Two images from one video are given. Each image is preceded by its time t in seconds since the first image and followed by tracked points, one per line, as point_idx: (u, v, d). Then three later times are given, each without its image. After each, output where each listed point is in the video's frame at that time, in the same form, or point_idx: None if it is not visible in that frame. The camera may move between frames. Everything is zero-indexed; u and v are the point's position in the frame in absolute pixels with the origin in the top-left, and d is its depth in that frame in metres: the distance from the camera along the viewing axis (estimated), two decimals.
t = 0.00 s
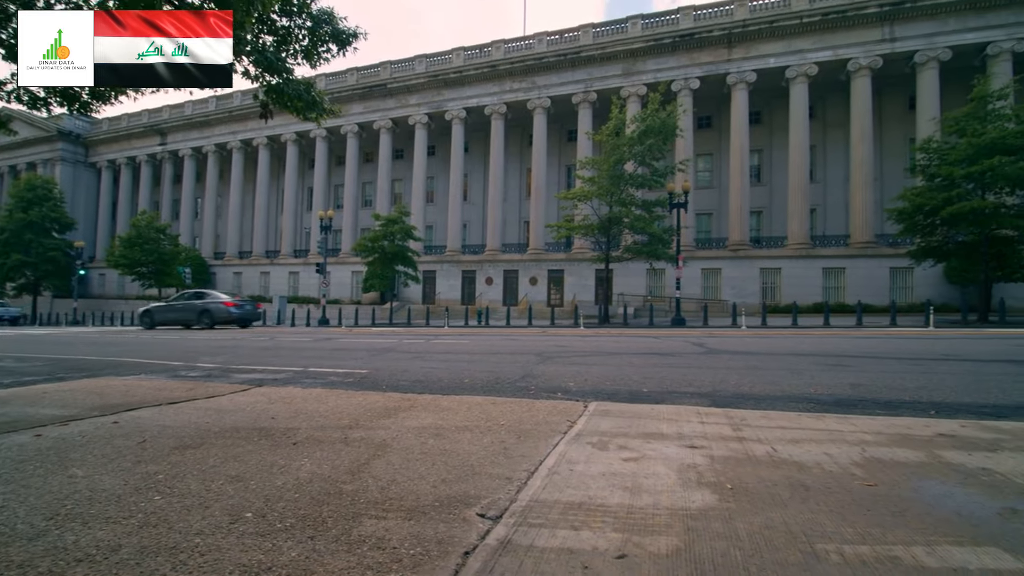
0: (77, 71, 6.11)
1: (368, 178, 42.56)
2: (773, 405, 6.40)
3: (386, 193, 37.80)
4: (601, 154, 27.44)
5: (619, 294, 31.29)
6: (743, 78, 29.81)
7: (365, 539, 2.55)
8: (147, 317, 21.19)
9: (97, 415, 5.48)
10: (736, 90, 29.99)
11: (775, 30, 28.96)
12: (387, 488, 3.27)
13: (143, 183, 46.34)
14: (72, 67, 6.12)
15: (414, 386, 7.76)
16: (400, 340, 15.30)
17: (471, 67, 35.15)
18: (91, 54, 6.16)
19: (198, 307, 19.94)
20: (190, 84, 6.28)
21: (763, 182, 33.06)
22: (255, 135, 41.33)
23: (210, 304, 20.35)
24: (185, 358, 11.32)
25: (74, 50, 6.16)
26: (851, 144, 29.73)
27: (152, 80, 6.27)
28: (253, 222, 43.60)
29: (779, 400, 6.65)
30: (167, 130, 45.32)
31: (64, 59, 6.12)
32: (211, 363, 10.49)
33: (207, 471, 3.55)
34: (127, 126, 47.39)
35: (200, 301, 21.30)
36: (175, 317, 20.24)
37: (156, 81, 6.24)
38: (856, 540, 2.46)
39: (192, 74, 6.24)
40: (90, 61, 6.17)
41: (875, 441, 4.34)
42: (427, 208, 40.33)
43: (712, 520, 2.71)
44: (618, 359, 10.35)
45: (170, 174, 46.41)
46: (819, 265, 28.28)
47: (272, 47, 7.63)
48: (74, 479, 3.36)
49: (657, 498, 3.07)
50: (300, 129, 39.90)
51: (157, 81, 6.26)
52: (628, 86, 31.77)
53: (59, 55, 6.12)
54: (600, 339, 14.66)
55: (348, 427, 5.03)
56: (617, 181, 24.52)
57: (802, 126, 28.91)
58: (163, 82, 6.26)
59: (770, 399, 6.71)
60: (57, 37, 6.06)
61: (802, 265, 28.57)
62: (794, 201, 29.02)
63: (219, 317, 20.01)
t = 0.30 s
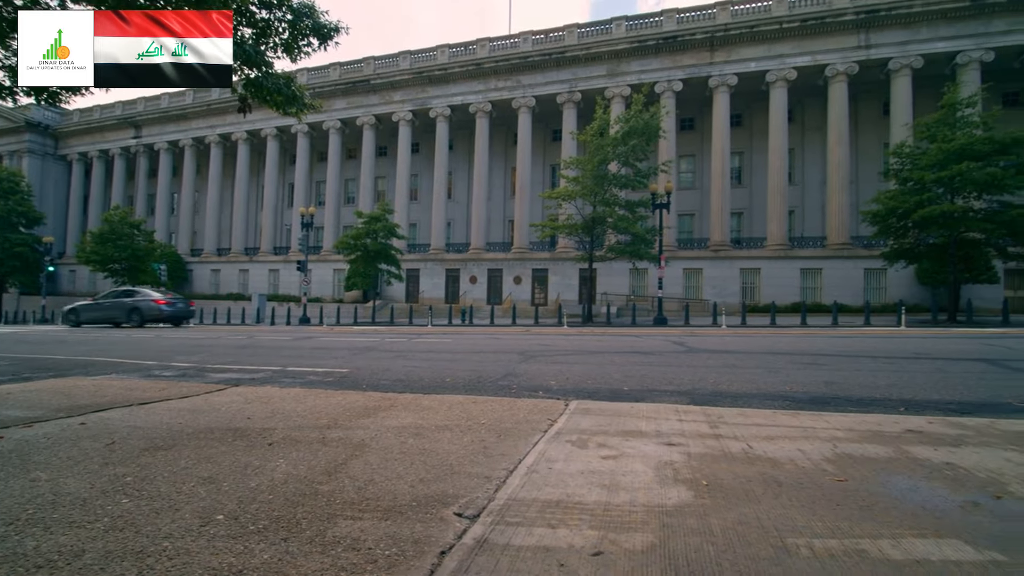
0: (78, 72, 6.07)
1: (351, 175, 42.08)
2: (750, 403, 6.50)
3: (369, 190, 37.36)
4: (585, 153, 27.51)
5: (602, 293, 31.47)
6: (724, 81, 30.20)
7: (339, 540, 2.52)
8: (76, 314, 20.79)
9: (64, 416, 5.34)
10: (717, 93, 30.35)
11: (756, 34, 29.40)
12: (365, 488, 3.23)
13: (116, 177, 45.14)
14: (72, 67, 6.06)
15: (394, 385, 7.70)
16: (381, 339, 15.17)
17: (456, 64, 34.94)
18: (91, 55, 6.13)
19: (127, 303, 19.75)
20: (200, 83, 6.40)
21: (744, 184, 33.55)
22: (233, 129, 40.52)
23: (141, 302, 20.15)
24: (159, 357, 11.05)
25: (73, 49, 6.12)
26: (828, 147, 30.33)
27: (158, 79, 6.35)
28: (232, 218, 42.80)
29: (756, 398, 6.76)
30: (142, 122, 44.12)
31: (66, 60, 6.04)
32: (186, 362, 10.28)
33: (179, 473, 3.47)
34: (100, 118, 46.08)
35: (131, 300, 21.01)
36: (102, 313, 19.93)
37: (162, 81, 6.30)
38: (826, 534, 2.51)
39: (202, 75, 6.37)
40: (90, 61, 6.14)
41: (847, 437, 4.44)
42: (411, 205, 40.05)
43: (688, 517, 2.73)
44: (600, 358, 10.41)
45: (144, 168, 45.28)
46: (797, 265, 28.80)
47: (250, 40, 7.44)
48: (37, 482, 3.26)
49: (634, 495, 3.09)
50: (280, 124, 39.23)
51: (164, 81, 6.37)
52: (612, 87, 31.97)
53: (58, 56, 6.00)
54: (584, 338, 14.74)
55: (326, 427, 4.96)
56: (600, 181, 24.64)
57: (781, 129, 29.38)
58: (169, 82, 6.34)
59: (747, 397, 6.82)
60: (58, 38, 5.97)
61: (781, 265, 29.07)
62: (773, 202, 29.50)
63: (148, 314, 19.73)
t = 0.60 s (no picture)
0: (78, 72, 5.94)
1: (332, 173, 41.55)
2: (726, 401, 6.61)
3: (351, 187, 36.89)
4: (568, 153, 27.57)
5: (585, 293, 31.60)
6: (705, 84, 30.56)
7: (312, 543, 2.48)
8: None
9: (27, 419, 5.16)
10: (699, 95, 30.70)
11: (735, 39, 29.85)
12: (340, 491, 3.19)
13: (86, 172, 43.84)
14: (72, 67, 5.95)
15: (374, 385, 7.63)
16: (362, 338, 15.02)
17: (439, 62, 34.72)
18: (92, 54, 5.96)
19: (48, 303, 19.29)
20: (206, 83, 6.25)
21: (724, 186, 34.02)
22: (211, 124, 39.66)
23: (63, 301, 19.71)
24: (131, 358, 10.76)
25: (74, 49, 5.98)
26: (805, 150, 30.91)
27: (167, 80, 6.25)
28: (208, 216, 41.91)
29: (733, 396, 6.86)
30: (114, 116, 42.89)
31: (65, 60, 5.94)
32: (159, 363, 10.04)
33: (147, 477, 3.38)
34: (69, 110, 44.67)
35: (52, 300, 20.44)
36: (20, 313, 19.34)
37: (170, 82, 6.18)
38: (795, 529, 2.55)
39: (208, 73, 6.20)
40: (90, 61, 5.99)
41: (819, 433, 4.53)
42: (394, 204, 39.71)
43: (662, 514, 2.76)
44: (581, 357, 10.46)
45: (116, 163, 44.08)
46: (775, 266, 29.31)
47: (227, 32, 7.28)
48: None
49: (611, 493, 3.11)
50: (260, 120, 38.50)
51: (173, 81, 6.27)
52: (596, 87, 32.12)
53: (59, 56, 5.95)
54: (566, 337, 14.80)
55: (302, 428, 4.89)
56: (583, 181, 24.72)
57: (760, 132, 29.84)
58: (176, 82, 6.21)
59: (724, 395, 6.91)
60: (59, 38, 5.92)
61: (759, 265, 29.55)
62: (752, 203, 29.96)
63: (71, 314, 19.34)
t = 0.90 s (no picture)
0: (78, 72, 5.92)
1: (311, 171, 40.96)
2: (703, 400, 6.69)
3: (331, 186, 36.40)
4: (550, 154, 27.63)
5: (567, 293, 31.75)
6: (685, 88, 30.97)
7: (282, 550, 2.43)
8: None
9: None
10: (679, 99, 31.12)
11: (714, 44, 30.32)
12: (313, 495, 3.14)
13: (53, 168, 42.45)
14: (72, 67, 5.93)
15: (352, 387, 7.53)
16: (342, 340, 14.84)
17: (422, 61, 34.51)
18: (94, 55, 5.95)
19: None
20: (212, 82, 6.19)
21: (703, 188, 34.50)
22: (186, 120, 38.75)
23: None
24: (99, 361, 10.44)
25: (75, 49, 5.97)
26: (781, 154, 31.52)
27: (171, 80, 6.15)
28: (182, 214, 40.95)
29: (709, 395, 6.96)
30: (83, 110, 41.60)
31: (65, 60, 5.93)
32: (129, 366, 9.76)
33: (111, 484, 3.28)
34: (35, 104, 43.21)
35: None
36: None
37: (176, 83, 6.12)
38: (764, 525, 2.59)
39: (215, 72, 6.17)
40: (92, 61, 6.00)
41: (791, 432, 4.62)
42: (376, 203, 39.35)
43: (637, 513, 2.78)
44: (561, 357, 10.50)
45: (85, 159, 42.80)
46: (752, 267, 29.83)
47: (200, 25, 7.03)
48: None
49: (587, 493, 3.12)
50: (237, 117, 37.75)
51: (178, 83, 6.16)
52: (578, 89, 32.28)
53: (59, 55, 5.95)
54: (548, 337, 14.84)
55: (276, 431, 4.80)
56: (565, 182, 24.80)
57: (738, 136, 30.37)
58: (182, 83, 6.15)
59: (701, 394, 7.01)
60: (58, 37, 5.92)
61: (738, 266, 30.03)
62: (731, 205, 30.43)
63: None
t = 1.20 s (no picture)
0: (78, 73, 5.65)
1: (286, 171, 40.23)
2: (677, 401, 6.77)
3: (308, 186, 35.80)
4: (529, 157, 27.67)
5: (547, 296, 31.87)
6: (662, 94, 31.41)
7: (243, 561, 2.36)
8: None
9: None
10: (656, 105, 31.55)
11: (691, 52, 30.86)
12: (278, 504, 3.06)
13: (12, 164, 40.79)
14: (72, 68, 5.65)
15: (325, 392, 7.39)
16: (317, 343, 14.59)
17: (400, 61, 34.27)
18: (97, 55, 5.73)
19: None
20: (220, 81, 6.14)
21: (680, 193, 35.03)
22: (155, 116, 37.67)
23: None
24: (58, 366, 10.02)
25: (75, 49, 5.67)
26: (754, 159, 32.22)
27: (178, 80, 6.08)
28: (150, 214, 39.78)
29: (683, 397, 7.04)
30: (44, 105, 40.06)
31: (66, 60, 5.62)
32: (92, 371, 9.39)
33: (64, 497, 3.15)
34: None
35: None
36: None
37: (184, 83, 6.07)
38: (731, 525, 2.63)
39: (222, 71, 6.14)
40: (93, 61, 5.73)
41: (759, 432, 4.71)
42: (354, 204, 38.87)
43: (607, 516, 2.78)
44: (538, 360, 10.51)
45: (46, 155, 41.23)
46: (727, 271, 30.39)
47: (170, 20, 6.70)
48: None
49: (558, 497, 3.12)
50: (209, 114, 36.86)
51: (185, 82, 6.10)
52: (558, 93, 32.46)
53: (59, 55, 5.61)
54: (526, 340, 14.85)
55: (243, 438, 4.68)
56: (545, 185, 24.86)
57: (714, 142, 30.93)
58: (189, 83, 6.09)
59: (675, 396, 7.09)
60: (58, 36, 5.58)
61: (712, 269, 30.57)
62: (706, 209, 30.97)
63: None
